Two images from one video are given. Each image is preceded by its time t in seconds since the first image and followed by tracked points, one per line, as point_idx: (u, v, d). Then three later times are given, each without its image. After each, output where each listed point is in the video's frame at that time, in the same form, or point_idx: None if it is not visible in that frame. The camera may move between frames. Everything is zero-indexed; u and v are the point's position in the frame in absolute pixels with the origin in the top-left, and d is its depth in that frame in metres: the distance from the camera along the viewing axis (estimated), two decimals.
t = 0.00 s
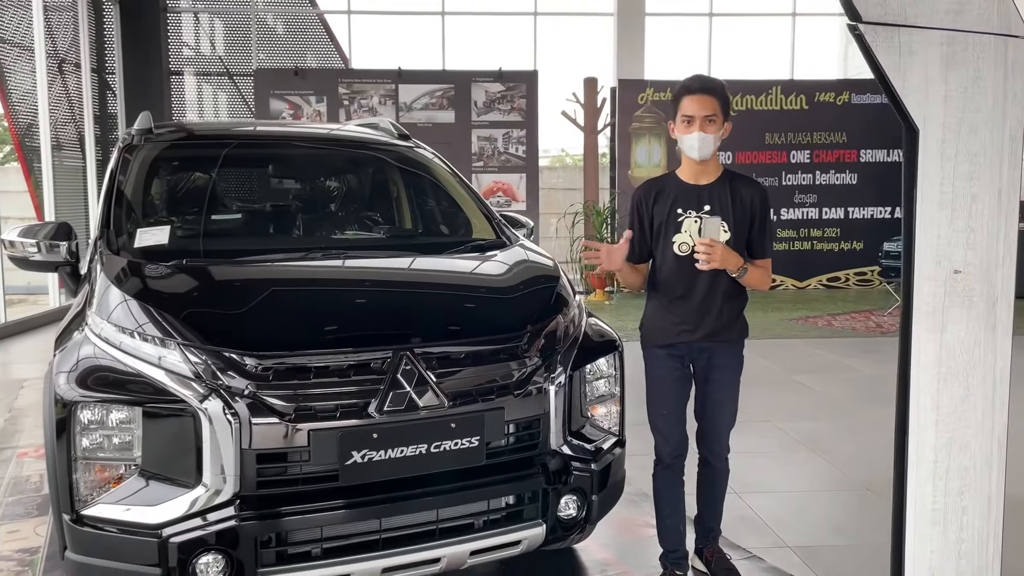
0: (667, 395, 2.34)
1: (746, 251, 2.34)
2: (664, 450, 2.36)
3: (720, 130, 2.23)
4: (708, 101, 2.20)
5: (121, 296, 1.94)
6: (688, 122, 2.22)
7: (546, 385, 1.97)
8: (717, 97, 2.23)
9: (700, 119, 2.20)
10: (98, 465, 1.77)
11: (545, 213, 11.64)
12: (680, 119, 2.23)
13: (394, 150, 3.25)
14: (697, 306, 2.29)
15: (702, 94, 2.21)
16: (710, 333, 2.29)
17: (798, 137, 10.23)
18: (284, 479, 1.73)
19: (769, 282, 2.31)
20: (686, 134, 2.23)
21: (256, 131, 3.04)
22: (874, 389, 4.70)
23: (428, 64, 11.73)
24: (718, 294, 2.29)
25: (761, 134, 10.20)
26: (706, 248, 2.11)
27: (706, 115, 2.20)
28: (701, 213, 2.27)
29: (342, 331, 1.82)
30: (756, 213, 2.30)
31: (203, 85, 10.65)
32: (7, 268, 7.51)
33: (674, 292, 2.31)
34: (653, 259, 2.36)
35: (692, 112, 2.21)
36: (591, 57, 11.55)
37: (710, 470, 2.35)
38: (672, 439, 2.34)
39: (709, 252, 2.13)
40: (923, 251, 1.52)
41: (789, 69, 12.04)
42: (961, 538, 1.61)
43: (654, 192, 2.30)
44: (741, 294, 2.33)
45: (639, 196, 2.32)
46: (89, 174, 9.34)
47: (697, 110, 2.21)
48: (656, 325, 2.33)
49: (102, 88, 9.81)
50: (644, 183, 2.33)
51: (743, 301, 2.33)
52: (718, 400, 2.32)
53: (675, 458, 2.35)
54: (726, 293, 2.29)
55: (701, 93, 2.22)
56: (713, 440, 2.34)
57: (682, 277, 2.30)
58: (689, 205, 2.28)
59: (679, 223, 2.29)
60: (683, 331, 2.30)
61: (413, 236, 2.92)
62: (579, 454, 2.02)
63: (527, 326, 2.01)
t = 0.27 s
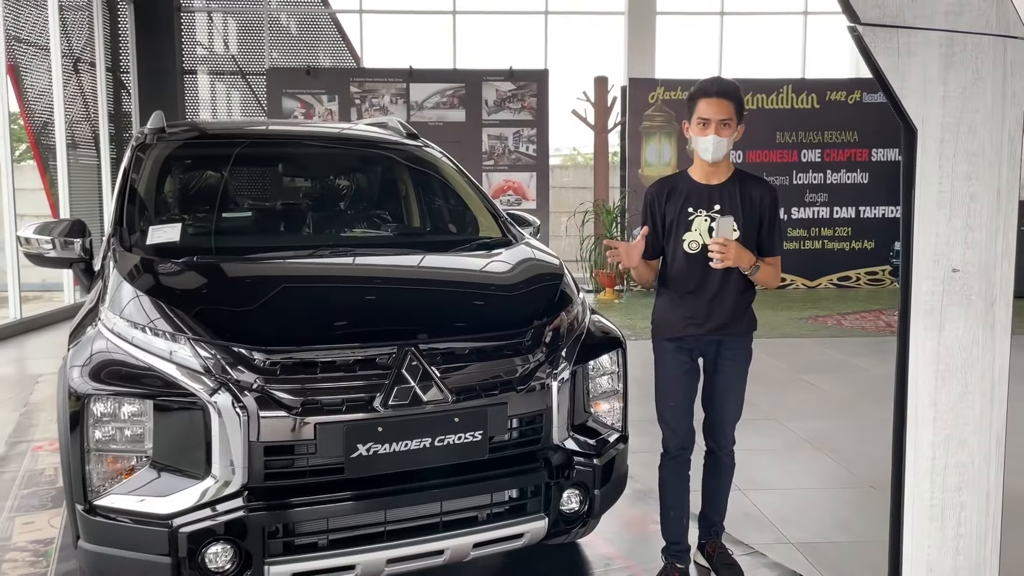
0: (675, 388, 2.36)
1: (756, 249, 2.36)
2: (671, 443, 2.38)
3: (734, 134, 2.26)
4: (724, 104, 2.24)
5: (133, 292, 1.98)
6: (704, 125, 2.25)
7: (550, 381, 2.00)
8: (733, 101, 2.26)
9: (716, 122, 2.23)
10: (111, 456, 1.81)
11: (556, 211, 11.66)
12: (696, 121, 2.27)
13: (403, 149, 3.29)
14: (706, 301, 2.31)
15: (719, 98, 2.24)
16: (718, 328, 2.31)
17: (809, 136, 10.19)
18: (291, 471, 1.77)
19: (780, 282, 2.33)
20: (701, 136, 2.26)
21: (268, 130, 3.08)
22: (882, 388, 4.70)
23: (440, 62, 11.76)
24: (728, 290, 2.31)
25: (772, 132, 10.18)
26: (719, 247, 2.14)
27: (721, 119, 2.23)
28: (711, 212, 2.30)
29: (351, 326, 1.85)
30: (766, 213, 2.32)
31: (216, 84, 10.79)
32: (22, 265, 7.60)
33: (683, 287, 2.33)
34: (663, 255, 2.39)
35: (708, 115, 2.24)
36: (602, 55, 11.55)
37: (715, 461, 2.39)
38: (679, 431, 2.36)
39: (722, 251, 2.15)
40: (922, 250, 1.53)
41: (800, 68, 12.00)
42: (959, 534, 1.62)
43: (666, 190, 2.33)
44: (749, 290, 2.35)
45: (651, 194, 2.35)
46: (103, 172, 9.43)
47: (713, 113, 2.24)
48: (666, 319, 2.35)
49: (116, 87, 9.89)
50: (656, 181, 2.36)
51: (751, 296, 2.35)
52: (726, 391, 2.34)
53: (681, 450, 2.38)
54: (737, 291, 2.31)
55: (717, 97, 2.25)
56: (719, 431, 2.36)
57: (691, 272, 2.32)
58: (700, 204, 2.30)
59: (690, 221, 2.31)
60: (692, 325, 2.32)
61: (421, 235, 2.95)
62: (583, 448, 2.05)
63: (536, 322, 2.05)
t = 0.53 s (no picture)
0: (683, 383, 2.38)
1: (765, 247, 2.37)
2: (675, 436, 2.41)
3: (745, 135, 2.28)
4: (736, 107, 2.25)
5: (147, 289, 2.01)
6: (716, 127, 2.26)
7: (555, 377, 2.02)
8: (744, 103, 2.27)
9: (728, 124, 2.24)
10: (125, 449, 1.85)
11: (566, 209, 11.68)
12: (707, 123, 2.28)
13: (413, 148, 3.32)
14: (715, 297, 2.33)
15: (731, 100, 2.25)
16: (726, 323, 2.33)
17: (820, 136, 10.18)
18: (301, 464, 1.80)
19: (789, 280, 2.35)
20: (713, 138, 2.27)
21: (279, 130, 3.12)
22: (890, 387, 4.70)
23: (450, 62, 11.80)
24: (736, 287, 2.33)
25: (782, 131, 10.16)
26: (736, 242, 2.11)
27: (733, 122, 2.24)
28: (721, 212, 2.32)
29: (360, 323, 1.88)
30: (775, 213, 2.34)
31: (230, 83, 10.84)
32: (37, 263, 7.69)
33: (692, 284, 2.35)
34: (673, 254, 2.41)
35: (720, 117, 2.25)
36: (612, 55, 11.56)
37: (721, 453, 2.41)
38: (684, 425, 2.39)
39: (738, 247, 2.12)
40: (923, 249, 1.53)
41: (811, 67, 11.97)
42: (960, 530, 1.62)
43: (678, 189, 2.36)
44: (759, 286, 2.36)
45: (663, 193, 2.38)
46: (117, 171, 9.53)
47: (724, 116, 2.25)
48: (675, 314, 2.38)
49: (129, 87, 9.95)
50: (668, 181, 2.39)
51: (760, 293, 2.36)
52: (733, 385, 2.36)
53: (686, 442, 2.41)
54: (745, 288, 2.33)
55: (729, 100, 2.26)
56: (725, 425, 2.39)
57: (700, 269, 2.34)
58: (710, 204, 2.33)
59: (700, 221, 2.34)
60: (701, 320, 2.34)
61: (429, 233, 2.98)
62: (586, 443, 2.09)
63: (544, 317, 2.08)
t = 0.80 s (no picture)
0: (688, 378, 2.40)
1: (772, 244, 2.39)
2: (677, 430, 2.44)
3: (753, 135, 2.31)
4: (743, 108, 2.28)
5: (160, 287, 2.05)
6: (724, 128, 2.29)
7: (560, 374, 2.05)
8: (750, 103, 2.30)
9: (736, 125, 2.28)
10: (138, 443, 1.88)
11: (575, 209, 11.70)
12: (716, 125, 2.30)
13: (421, 148, 3.35)
14: (723, 293, 2.35)
15: (737, 101, 2.28)
16: (734, 319, 2.35)
17: (829, 135, 10.16)
18: (310, 458, 1.83)
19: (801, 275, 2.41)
20: (722, 139, 2.30)
21: (290, 130, 3.15)
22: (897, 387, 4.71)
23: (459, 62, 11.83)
24: (744, 283, 2.35)
25: (792, 131, 10.15)
26: (793, 227, 2.16)
27: (742, 122, 2.28)
28: (729, 210, 2.34)
29: (369, 320, 1.91)
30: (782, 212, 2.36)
31: (240, 83, 10.93)
32: (51, 262, 7.77)
33: (700, 280, 2.37)
34: (681, 251, 2.42)
35: (729, 118, 2.28)
36: (621, 55, 11.58)
37: (726, 449, 2.44)
38: (687, 419, 2.41)
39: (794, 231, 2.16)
40: (925, 248, 1.54)
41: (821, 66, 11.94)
42: (963, 527, 1.61)
43: (686, 187, 2.37)
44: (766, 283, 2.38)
45: (671, 190, 2.39)
46: (129, 170, 9.62)
47: (732, 117, 2.28)
48: (683, 310, 2.40)
49: (142, 87, 10.03)
50: (676, 178, 2.40)
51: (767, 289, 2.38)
52: (738, 381, 2.38)
53: (688, 436, 2.43)
54: (753, 284, 2.35)
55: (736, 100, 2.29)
56: (730, 420, 2.41)
57: (708, 266, 2.36)
58: (718, 202, 2.35)
59: (709, 218, 2.35)
60: (709, 315, 2.36)
61: (438, 233, 3.00)
62: (592, 440, 2.11)
63: (551, 314, 2.11)
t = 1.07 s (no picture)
0: (690, 374, 2.42)
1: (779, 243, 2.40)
2: (679, 425, 2.45)
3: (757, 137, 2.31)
4: (747, 110, 2.28)
5: (169, 285, 2.07)
6: (728, 131, 2.29)
7: (564, 372, 2.07)
8: (755, 105, 2.30)
9: (740, 128, 2.28)
10: (147, 439, 1.91)
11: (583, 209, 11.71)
12: (719, 129, 2.31)
13: (428, 148, 3.37)
14: (726, 291, 2.37)
15: (740, 104, 2.28)
16: (736, 317, 2.37)
17: (837, 135, 10.14)
18: (317, 454, 1.86)
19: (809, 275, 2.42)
20: (727, 142, 2.30)
21: (298, 130, 3.18)
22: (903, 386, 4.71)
23: (467, 62, 11.84)
24: (747, 282, 2.36)
25: (799, 130, 10.14)
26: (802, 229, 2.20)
27: (745, 124, 2.28)
28: (734, 209, 2.35)
29: (376, 318, 1.93)
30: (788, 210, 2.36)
31: (249, 84, 10.96)
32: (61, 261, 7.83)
33: (705, 278, 2.39)
34: (686, 249, 2.44)
35: (732, 121, 2.28)
36: (629, 55, 11.58)
37: (728, 446, 2.45)
38: (688, 414, 2.43)
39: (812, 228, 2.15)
40: (927, 247, 1.54)
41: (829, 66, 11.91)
42: (964, 526, 1.61)
43: (692, 186, 2.38)
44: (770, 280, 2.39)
45: (677, 189, 2.41)
46: (139, 170, 9.67)
47: (736, 119, 2.28)
48: (688, 307, 2.41)
49: (151, 87, 10.09)
50: (682, 177, 2.42)
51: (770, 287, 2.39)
52: (740, 378, 2.40)
53: (689, 431, 2.45)
54: (757, 283, 2.37)
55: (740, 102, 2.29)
56: (733, 418, 2.42)
57: (714, 263, 2.38)
58: (723, 201, 2.36)
59: (713, 217, 2.36)
60: (713, 313, 2.38)
61: (444, 232, 3.02)
62: (596, 438, 2.13)
63: (556, 312, 2.13)
